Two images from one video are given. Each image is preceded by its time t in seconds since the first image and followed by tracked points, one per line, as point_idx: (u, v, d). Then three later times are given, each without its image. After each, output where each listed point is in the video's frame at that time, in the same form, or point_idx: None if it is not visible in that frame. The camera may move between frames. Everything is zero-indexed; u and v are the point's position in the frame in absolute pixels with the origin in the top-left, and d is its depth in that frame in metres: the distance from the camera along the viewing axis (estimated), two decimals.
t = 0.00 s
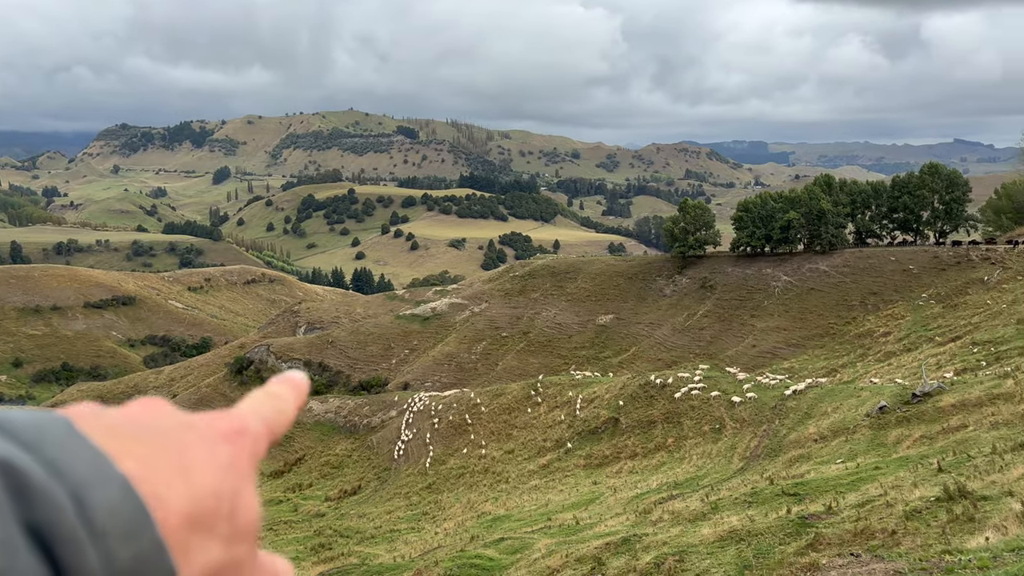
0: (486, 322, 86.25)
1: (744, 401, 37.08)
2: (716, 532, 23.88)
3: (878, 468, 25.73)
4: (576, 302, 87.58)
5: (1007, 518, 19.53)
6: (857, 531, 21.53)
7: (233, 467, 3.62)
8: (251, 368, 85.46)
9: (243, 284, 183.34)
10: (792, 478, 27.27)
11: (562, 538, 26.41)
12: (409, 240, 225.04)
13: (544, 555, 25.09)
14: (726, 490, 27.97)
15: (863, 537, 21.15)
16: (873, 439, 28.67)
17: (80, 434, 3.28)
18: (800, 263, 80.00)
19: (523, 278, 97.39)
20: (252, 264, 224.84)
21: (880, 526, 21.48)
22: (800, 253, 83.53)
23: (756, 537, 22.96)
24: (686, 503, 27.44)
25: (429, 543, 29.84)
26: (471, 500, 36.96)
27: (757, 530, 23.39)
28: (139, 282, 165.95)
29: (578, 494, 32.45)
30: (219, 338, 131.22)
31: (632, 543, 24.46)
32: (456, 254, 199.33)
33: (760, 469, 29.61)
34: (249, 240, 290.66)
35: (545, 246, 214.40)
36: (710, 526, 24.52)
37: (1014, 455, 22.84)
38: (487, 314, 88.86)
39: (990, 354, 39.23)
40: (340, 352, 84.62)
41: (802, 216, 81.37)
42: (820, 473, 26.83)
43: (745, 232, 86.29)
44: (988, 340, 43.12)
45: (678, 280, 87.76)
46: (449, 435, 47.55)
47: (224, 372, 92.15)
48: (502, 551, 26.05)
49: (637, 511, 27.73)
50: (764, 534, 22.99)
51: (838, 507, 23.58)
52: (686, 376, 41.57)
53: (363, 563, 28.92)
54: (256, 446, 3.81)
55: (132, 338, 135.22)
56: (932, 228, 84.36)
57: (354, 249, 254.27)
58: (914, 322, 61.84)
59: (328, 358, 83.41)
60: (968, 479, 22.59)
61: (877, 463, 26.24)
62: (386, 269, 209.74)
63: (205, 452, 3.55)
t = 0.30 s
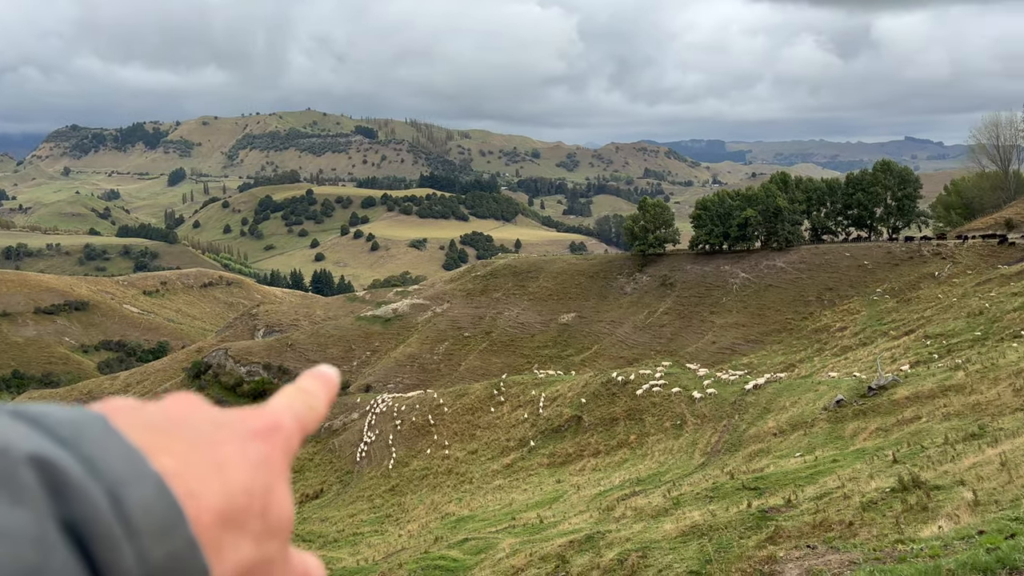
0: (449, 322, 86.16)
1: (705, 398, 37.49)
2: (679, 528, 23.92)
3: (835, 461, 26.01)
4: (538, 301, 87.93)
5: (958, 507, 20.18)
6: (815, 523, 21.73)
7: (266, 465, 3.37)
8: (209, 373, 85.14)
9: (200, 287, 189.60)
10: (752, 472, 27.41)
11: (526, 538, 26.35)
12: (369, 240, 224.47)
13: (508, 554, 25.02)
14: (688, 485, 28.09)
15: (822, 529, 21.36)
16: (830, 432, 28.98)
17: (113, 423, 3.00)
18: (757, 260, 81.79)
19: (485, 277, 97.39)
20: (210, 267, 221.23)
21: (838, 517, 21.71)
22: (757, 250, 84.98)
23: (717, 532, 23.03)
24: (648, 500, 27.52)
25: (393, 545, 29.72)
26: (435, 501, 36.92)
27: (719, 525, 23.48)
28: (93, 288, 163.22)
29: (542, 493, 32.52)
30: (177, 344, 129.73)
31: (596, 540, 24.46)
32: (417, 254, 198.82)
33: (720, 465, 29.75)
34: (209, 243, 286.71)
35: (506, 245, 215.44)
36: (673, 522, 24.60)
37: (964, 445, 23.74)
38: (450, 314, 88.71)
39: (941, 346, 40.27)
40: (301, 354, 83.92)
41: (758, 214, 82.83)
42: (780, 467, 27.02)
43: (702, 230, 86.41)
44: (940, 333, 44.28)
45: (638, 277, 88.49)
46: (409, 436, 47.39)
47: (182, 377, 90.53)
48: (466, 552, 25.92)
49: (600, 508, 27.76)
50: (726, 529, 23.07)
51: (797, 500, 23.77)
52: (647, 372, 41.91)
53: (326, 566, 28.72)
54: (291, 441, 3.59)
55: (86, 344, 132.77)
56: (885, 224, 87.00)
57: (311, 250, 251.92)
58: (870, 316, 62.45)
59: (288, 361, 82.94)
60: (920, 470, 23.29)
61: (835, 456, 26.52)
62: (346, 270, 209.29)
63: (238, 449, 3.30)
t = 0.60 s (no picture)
0: (401, 325, 85.82)
1: (656, 396, 38.31)
2: (631, 525, 24.09)
3: (784, 456, 26.53)
4: (490, 302, 88.03)
5: (900, 497, 20.72)
6: (765, 518, 22.02)
7: (286, 456, 3.57)
8: (155, 379, 87.04)
9: (145, 292, 184.33)
10: (703, 468, 27.78)
11: (481, 539, 26.34)
12: (318, 243, 223.10)
13: (463, 556, 24.98)
14: (639, 482, 28.40)
15: (771, 523, 21.67)
16: (778, 428, 29.57)
17: (133, 419, 3.10)
18: (705, 259, 83.86)
19: (436, 279, 97.49)
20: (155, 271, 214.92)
21: (787, 511, 22.08)
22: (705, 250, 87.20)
23: (669, 529, 23.25)
24: (601, 498, 27.72)
25: (346, 550, 29.57)
26: (388, 505, 36.83)
27: (671, 521, 23.69)
28: (34, 294, 158.60)
29: (496, 494, 32.55)
30: (121, 350, 127.24)
31: (550, 540, 24.53)
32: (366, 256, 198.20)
33: (672, 461, 30.12)
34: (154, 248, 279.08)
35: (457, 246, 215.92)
36: (625, 520, 24.76)
37: (906, 438, 24.53)
38: (402, 316, 88.47)
39: (883, 342, 41.64)
40: (250, 360, 82.79)
41: (706, 214, 84.93)
42: (729, 462, 27.44)
43: (652, 230, 88.81)
44: (881, 329, 45.84)
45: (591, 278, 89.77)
46: (361, 441, 47.44)
47: (127, 385, 89.82)
48: (420, 555, 25.85)
49: (554, 508, 27.88)
50: (677, 525, 23.27)
51: (747, 495, 24.11)
52: (598, 373, 42.55)
53: None
54: (306, 436, 3.78)
55: (21, 353, 127.98)
56: (829, 222, 88.84)
57: (258, 254, 247.80)
58: (815, 313, 63.74)
59: (236, 367, 81.90)
60: (865, 463, 23.84)
61: (784, 450, 27.05)
62: (294, 273, 207.23)
63: (258, 442, 3.46)
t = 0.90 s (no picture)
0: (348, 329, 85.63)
1: (603, 396, 39.25)
2: (580, 526, 24.25)
3: (728, 454, 27.06)
4: (438, 306, 88.30)
5: (840, 493, 21.17)
6: (711, 516, 22.28)
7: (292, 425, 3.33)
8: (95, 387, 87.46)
9: (81, 299, 177.49)
10: (650, 468, 28.17)
11: (429, 545, 26.37)
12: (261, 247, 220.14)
13: (412, 562, 25.06)
14: (588, 484, 28.71)
15: (717, 521, 21.94)
16: (723, 427, 30.29)
17: (128, 392, 2.90)
18: (651, 261, 85.48)
19: (383, 283, 97.43)
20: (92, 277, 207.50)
21: (732, 509, 22.40)
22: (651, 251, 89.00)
23: (618, 529, 23.40)
24: (550, 500, 27.92)
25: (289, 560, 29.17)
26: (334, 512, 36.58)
27: (619, 522, 23.86)
28: None
29: (445, 499, 32.83)
30: (52, 359, 122.31)
31: (499, 544, 24.56)
32: (310, 261, 196.58)
33: (620, 462, 30.55)
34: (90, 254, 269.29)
35: (404, 251, 215.88)
36: (574, 521, 24.91)
37: (846, 434, 25.23)
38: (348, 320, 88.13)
39: (824, 341, 42.70)
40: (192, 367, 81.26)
41: (651, 217, 86.77)
42: (676, 462, 27.87)
43: (599, 232, 90.43)
44: (821, 328, 47.16)
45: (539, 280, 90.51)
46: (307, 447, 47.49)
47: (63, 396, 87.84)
48: (369, 562, 25.72)
49: (503, 511, 28.05)
50: (625, 526, 23.44)
51: (693, 494, 24.45)
52: (547, 375, 43.81)
53: None
54: (314, 401, 3.53)
55: None
56: (770, 223, 91.91)
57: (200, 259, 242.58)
58: (758, 313, 65.15)
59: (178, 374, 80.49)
60: (807, 460, 24.37)
61: (729, 449, 27.59)
62: (236, 279, 203.93)
63: (260, 410, 3.25)
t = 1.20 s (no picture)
0: (295, 337, 85.20)
1: (554, 400, 39.85)
2: (531, 531, 24.31)
3: (677, 456, 27.47)
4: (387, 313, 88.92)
5: (786, 492, 21.52)
6: (660, 518, 22.47)
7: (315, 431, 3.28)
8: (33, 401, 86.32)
9: (16, 309, 170.50)
10: (600, 471, 28.44)
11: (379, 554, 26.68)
12: (204, 254, 216.35)
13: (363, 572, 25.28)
14: (539, 488, 29.00)
15: (665, 522, 22.12)
16: (672, 428, 30.82)
17: (150, 404, 2.85)
18: (599, 266, 86.55)
19: (331, 290, 97.14)
20: (28, 285, 200.11)
21: (681, 510, 22.63)
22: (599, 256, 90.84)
23: (568, 532, 23.51)
24: (502, 506, 28.10)
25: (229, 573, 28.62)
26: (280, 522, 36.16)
27: (570, 525, 23.96)
28: None
29: (396, 506, 33.04)
30: None
31: (450, 551, 24.59)
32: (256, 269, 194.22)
33: (570, 466, 30.85)
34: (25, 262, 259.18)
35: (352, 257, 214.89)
36: (525, 526, 24.98)
37: (791, 434, 25.76)
38: (295, 328, 87.59)
39: (769, 342, 43.58)
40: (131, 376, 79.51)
41: (599, 221, 88.38)
42: (626, 464, 28.21)
43: (548, 237, 91.25)
44: (766, 330, 48.13)
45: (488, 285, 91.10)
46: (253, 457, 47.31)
47: None
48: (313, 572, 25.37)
49: (454, 518, 28.28)
50: (575, 529, 23.54)
51: (642, 496, 24.69)
52: (500, 381, 44.88)
53: None
54: (339, 406, 3.48)
55: None
56: (716, 228, 94.14)
57: (143, 268, 236.48)
58: (704, 315, 66.22)
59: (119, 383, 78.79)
60: (754, 460, 24.79)
61: (677, 450, 28.02)
62: (178, 286, 199.74)
63: (284, 416, 3.21)
